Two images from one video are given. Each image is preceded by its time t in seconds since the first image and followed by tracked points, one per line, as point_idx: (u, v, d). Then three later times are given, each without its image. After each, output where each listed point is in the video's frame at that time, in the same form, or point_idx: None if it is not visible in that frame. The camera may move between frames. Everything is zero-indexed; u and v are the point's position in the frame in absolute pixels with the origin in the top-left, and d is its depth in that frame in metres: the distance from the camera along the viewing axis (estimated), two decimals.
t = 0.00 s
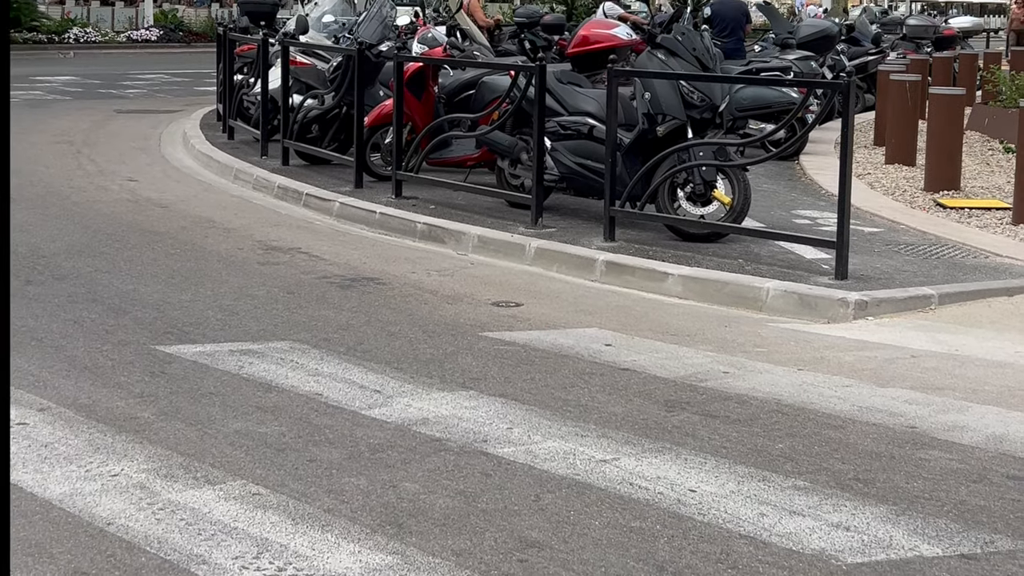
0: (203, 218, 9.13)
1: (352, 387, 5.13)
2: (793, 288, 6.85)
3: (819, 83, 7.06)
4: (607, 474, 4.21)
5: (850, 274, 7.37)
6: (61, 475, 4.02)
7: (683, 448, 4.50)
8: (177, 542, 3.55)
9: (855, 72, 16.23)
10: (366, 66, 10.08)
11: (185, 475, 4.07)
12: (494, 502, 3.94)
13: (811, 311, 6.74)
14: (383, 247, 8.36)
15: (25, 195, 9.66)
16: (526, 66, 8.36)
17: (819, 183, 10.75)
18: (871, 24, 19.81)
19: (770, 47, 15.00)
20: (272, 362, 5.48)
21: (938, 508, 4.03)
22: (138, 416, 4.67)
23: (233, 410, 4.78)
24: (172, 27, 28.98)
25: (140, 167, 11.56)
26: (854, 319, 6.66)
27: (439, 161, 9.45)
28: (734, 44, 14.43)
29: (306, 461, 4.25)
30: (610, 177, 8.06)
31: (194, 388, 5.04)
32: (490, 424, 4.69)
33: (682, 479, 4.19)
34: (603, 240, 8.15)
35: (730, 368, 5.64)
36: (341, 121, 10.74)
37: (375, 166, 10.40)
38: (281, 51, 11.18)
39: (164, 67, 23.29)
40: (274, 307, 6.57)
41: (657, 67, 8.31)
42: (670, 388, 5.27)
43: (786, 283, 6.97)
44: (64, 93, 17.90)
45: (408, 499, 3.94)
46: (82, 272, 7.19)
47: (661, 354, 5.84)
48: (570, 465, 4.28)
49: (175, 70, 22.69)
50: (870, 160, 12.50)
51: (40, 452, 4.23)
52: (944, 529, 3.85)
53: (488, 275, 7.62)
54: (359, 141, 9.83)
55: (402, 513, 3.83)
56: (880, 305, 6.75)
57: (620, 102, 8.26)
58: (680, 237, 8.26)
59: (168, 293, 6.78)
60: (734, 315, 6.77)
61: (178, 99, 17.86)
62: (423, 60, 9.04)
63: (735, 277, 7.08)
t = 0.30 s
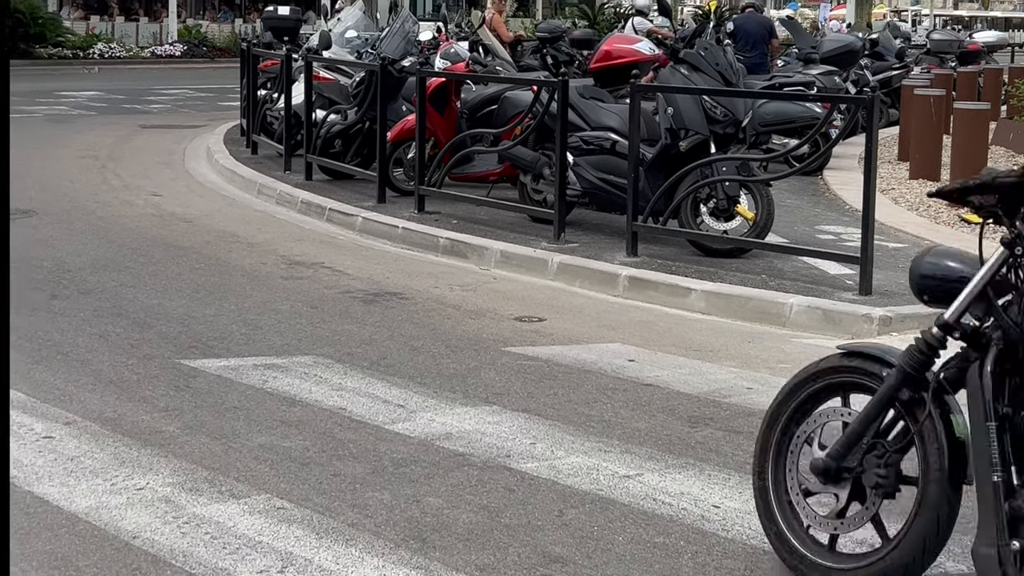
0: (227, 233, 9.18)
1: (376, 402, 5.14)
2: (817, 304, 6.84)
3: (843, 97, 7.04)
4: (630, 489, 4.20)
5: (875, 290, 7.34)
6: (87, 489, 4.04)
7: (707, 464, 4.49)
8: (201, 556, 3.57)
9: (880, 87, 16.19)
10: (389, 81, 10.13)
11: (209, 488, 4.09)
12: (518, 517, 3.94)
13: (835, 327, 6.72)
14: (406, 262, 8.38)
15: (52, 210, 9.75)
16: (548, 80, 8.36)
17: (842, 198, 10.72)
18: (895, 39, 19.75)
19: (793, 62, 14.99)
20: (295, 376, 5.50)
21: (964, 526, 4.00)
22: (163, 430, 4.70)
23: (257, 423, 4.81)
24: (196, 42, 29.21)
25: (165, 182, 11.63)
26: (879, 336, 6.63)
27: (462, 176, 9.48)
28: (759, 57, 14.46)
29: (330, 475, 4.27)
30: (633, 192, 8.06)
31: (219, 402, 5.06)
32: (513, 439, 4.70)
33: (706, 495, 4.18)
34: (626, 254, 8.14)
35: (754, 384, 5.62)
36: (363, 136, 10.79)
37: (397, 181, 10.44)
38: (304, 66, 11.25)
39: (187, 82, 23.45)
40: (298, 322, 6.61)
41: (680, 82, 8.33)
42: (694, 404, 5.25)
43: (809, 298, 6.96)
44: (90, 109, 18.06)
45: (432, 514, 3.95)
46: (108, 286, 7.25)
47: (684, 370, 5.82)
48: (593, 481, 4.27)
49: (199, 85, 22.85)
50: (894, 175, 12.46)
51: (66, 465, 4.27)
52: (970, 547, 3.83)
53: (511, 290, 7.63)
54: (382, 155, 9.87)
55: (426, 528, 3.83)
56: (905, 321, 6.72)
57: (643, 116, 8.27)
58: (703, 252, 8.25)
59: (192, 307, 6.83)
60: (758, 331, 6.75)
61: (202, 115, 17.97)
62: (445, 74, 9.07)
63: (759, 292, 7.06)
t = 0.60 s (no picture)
0: (249, 248, 9.22)
1: (397, 417, 5.15)
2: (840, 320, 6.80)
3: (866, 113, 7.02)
4: (651, 505, 4.20)
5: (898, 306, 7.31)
6: (110, 503, 4.07)
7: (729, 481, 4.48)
8: (224, 570, 3.58)
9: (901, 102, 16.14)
10: (410, 97, 10.17)
11: (232, 503, 4.10)
12: (540, 533, 3.94)
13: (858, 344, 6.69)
14: (426, 277, 8.40)
15: (75, 225, 9.83)
16: (569, 96, 8.38)
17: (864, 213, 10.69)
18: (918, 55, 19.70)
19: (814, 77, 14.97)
20: (316, 392, 5.52)
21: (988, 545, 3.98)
22: (186, 445, 4.72)
23: (279, 438, 4.82)
24: (217, 58, 29.41)
25: (186, 197, 11.71)
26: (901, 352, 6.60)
27: (482, 192, 9.49)
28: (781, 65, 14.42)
29: (352, 490, 4.27)
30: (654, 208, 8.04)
31: (241, 417, 5.08)
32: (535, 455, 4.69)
33: (728, 512, 4.16)
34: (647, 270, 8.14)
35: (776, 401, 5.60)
36: (384, 152, 10.83)
37: (418, 197, 10.47)
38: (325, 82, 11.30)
39: (209, 97, 23.60)
40: (319, 337, 6.63)
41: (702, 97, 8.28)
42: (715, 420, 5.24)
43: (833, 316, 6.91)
44: (113, 124, 18.19)
45: (453, 529, 3.95)
46: (130, 301, 7.29)
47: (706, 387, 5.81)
48: (615, 497, 4.27)
49: (220, 101, 23.00)
50: (916, 191, 12.41)
51: (89, 479, 4.29)
52: (994, 564, 3.80)
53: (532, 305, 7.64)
54: (403, 171, 9.90)
55: (447, 543, 3.84)
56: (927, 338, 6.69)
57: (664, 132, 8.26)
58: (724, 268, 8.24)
59: (214, 322, 6.86)
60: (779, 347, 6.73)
61: (224, 130, 18.08)
62: (466, 90, 9.11)
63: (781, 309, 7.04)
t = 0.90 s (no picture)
0: (268, 264, 9.26)
1: (416, 433, 5.16)
2: (860, 337, 6.79)
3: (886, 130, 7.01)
4: (670, 522, 4.19)
5: (917, 322, 7.29)
6: (131, 518, 4.09)
7: (748, 497, 4.47)
8: None
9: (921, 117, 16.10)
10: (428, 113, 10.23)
11: (252, 519, 4.11)
12: (560, 549, 3.94)
13: (877, 360, 6.67)
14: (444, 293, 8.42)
15: (95, 241, 9.90)
16: (587, 112, 8.39)
17: (884, 230, 10.66)
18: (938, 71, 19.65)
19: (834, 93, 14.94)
20: (336, 408, 5.53)
21: (1008, 562, 3.96)
22: (206, 460, 4.74)
23: (299, 454, 4.84)
24: (236, 75, 29.56)
25: (205, 213, 11.77)
26: (921, 369, 6.58)
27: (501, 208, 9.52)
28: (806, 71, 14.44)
29: (372, 506, 4.28)
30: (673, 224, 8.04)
31: (261, 433, 5.10)
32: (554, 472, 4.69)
33: (747, 528, 4.15)
34: (665, 286, 8.14)
35: (796, 417, 5.58)
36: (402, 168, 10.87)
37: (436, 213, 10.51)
38: (343, 98, 11.34)
39: (227, 114, 23.70)
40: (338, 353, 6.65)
41: (720, 113, 8.31)
42: (734, 437, 5.23)
43: (852, 332, 6.91)
44: (132, 141, 18.30)
45: (473, 545, 3.95)
46: (150, 317, 7.33)
47: (725, 403, 5.79)
48: (635, 513, 4.26)
49: (239, 117, 23.10)
50: (936, 208, 12.37)
51: (110, 495, 4.31)
52: None
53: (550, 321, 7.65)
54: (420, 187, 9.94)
55: (467, 559, 3.84)
56: (947, 354, 6.67)
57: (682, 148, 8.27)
58: (743, 284, 8.23)
59: (233, 337, 6.90)
60: (799, 364, 6.72)
61: (243, 146, 18.16)
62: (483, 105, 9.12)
63: (800, 325, 7.03)
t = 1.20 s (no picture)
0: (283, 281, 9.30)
1: (432, 449, 5.16)
2: (877, 354, 6.78)
3: (902, 145, 6.97)
4: (686, 539, 4.18)
5: (934, 339, 7.28)
6: (149, 534, 4.10)
7: (765, 514, 4.46)
8: None
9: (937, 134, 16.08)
10: (443, 130, 10.25)
11: (269, 535, 4.13)
12: (576, 566, 3.94)
13: (894, 377, 6.66)
14: (460, 310, 8.44)
15: (112, 258, 9.96)
16: (602, 129, 8.40)
17: (901, 247, 10.63)
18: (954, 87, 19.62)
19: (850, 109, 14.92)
20: (351, 424, 5.54)
21: None
22: (223, 476, 4.75)
23: (315, 470, 4.85)
24: (251, 92, 29.69)
25: (221, 230, 11.82)
26: (938, 386, 6.57)
27: (516, 225, 9.53)
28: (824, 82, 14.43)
29: (388, 522, 4.29)
30: (688, 241, 8.05)
31: (277, 449, 5.11)
32: (570, 488, 4.69)
33: (764, 546, 4.14)
34: (681, 303, 8.14)
35: (812, 434, 5.57)
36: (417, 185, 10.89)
37: (451, 229, 10.54)
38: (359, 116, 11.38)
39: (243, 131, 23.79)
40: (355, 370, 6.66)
41: (736, 130, 8.31)
42: (751, 454, 5.22)
43: (869, 349, 6.89)
44: (148, 157, 18.38)
45: (489, 562, 3.96)
46: (167, 333, 7.36)
47: (740, 421, 5.78)
48: (651, 530, 4.26)
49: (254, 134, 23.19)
50: (952, 224, 12.34)
51: (128, 510, 4.33)
52: None
53: (565, 338, 7.66)
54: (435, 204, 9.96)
55: None
56: (964, 371, 6.65)
57: (697, 164, 8.27)
58: (759, 301, 8.22)
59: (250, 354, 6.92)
60: (816, 381, 6.70)
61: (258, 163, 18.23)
62: (499, 122, 9.16)
63: (815, 342, 7.02)
